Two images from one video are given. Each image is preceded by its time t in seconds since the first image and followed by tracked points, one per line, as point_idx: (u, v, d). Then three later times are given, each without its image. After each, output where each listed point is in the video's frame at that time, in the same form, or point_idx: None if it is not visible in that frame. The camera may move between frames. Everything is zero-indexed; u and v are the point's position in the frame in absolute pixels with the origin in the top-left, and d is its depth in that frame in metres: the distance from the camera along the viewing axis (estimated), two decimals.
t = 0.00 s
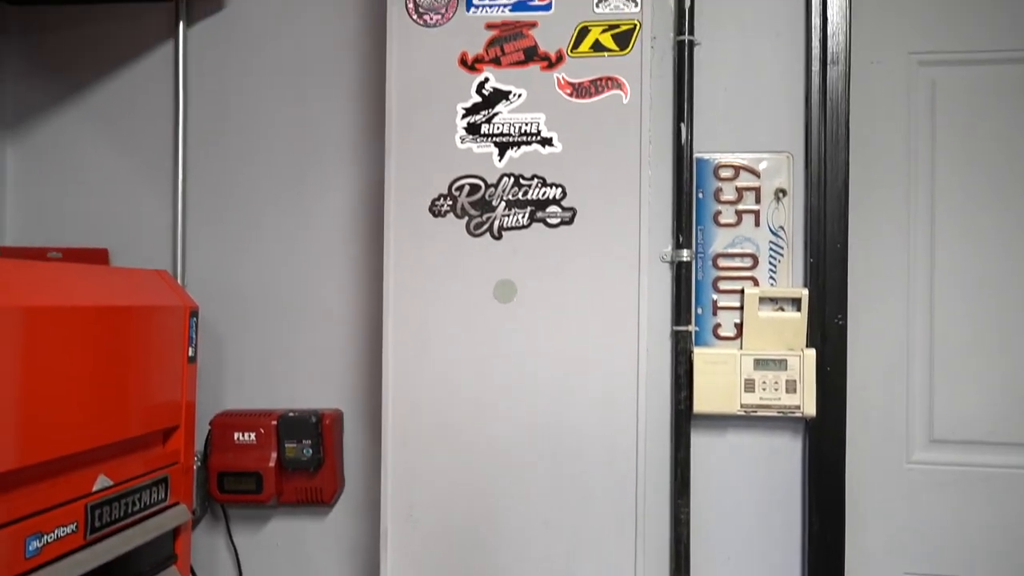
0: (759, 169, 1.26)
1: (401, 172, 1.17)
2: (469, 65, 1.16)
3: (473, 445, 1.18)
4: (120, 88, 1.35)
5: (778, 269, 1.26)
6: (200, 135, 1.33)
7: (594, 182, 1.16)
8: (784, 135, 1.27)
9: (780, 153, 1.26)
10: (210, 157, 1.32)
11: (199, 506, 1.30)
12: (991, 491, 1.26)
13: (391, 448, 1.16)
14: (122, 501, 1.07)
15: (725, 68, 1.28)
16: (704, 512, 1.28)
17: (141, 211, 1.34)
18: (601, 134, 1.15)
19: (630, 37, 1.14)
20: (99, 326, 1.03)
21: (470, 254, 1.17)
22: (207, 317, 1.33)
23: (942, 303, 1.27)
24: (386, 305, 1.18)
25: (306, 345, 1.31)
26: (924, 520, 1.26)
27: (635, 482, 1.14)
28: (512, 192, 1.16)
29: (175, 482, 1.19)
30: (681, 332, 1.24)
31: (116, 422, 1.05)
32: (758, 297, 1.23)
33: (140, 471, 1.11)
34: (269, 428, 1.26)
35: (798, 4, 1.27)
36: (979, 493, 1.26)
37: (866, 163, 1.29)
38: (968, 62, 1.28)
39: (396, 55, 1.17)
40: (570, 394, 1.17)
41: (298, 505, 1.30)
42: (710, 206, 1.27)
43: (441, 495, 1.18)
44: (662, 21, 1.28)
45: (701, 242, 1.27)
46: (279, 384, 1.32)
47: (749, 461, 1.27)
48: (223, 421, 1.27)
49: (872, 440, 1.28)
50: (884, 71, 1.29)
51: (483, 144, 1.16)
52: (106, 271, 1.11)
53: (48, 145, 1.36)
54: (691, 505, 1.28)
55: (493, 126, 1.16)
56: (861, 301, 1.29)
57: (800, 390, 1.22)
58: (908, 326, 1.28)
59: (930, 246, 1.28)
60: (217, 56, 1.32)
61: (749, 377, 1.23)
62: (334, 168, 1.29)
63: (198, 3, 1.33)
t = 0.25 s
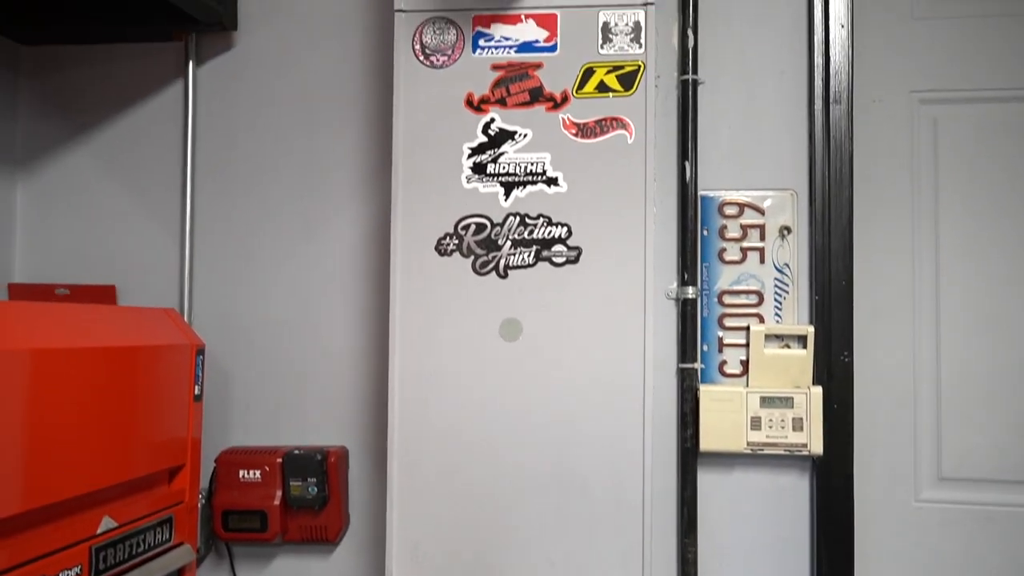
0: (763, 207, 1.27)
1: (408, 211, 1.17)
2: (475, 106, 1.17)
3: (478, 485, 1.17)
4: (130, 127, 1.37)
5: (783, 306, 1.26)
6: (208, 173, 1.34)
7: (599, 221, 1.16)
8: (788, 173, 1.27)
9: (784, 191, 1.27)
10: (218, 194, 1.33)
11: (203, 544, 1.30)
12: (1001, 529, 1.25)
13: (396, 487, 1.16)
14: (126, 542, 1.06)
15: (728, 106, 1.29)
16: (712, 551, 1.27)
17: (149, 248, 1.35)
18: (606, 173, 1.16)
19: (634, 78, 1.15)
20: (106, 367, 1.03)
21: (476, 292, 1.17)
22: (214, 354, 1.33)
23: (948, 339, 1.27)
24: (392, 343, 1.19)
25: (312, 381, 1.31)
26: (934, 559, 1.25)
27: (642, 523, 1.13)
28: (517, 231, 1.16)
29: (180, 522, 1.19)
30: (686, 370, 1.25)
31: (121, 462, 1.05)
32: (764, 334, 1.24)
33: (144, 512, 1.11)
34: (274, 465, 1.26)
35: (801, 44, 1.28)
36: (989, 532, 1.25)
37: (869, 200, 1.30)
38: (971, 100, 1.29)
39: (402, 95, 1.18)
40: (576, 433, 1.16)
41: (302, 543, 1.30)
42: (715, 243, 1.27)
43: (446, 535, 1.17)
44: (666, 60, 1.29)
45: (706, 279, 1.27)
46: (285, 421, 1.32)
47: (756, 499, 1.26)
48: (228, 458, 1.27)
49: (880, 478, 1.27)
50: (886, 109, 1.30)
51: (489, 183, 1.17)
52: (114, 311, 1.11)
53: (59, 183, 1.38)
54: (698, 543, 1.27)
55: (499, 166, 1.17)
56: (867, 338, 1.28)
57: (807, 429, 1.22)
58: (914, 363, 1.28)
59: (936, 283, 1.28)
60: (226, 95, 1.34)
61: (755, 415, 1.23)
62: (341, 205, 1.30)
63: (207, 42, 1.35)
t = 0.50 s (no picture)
0: (767, 245, 1.27)
1: (413, 252, 1.18)
2: (479, 148, 1.18)
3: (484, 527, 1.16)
4: (139, 168, 1.40)
5: (788, 344, 1.26)
6: (217, 213, 1.37)
7: (604, 261, 1.17)
8: (791, 211, 1.28)
9: (788, 229, 1.27)
10: (224, 234, 1.36)
11: None
12: (1011, 568, 1.24)
13: (402, 530, 1.15)
14: None
15: (730, 145, 1.30)
16: None
17: (155, 287, 1.37)
18: (610, 214, 1.17)
19: (637, 120, 1.16)
20: (114, 412, 1.04)
21: (481, 333, 1.18)
22: (220, 393, 1.34)
23: (954, 377, 1.27)
24: (398, 384, 1.19)
25: (319, 420, 1.32)
26: None
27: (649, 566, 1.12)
28: (522, 272, 1.17)
29: (184, 565, 1.18)
30: (692, 409, 1.25)
31: (126, 507, 1.05)
32: (770, 372, 1.23)
33: (148, 556, 1.11)
34: (278, 506, 1.25)
35: (802, 83, 1.29)
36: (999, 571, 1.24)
37: (873, 238, 1.30)
38: (973, 138, 1.30)
39: (407, 138, 1.19)
40: (582, 474, 1.16)
41: None
42: (719, 281, 1.28)
43: None
44: (669, 100, 1.31)
45: (711, 317, 1.28)
46: (291, 459, 1.32)
47: (765, 539, 1.25)
48: (233, 499, 1.27)
49: (889, 518, 1.26)
50: (888, 147, 1.31)
51: (494, 224, 1.17)
52: (123, 355, 1.12)
53: (67, 223, 1.41)
54: None
55: (504, 207, 1.17)
56: (874, 376, 1.28)
57: (814, 468, 1.21)
58: (922, 400, 1.28)
59: (942, 320, 1.28)
60: (233, 137, 1.37)
61: (762, 455, 1.22)
62: (348, 246, 1.32)
63: (215, 86, 1.38)
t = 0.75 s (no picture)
0: (770, 269, 1.27)
1: (416, 277, 1.19)
2: (482, 173, 1.18)
3: (486, 554, 1.15)
4: (144, 191, 1.43)
5: (792, 369, 1.25)
6: (223, 237, 1.39)
7: (606, 286, 1.17)
8: (794, 235, 1.28)
9: (790, 253, 1.27)
10: (227, 256, 1.39)
11: None
12: None
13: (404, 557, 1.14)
14: None
15: (732, 169, 1.30)
16: None
17: (159, 308, 1.40)
18: (613, 239, 1.17)
19: (639, 145, 1.17)
20: (117, 437, 1.04)
21: (484, 358, 1.17)
22: (221, 415, 1.36)
23: (960, 403, 1.27)
24: (400, 408, 1.19)
25: (323, 444, 1.33)
26: None
27: None
28: (525, 296, 1.17)
29: None
30: (695, 434, 1.25)
31: (127, 534, 1.05)
32: (773, 397, 1.23)
33: None
34: (281, 530, 1.25)
35: (804, 108, 1.30)
36: None
37: (876, 262, 1.30)
38: (977, 163, 1.30)
39: (411, 163, 1.20)
40: (585, 499, 1.15)
41: None
42: (722, 305, 1.28)
43: None
44: (671, 125, 1.31)
45: (714, 341, 1.27)
46: (294, 482, 1.33)
47: (769, 565, 1.24)
48: (236, 524, 1.26)
49: (895, 544, 1.25)
50: (890, 171, 1.31)
51: (496, 249, 1.18)
52: (126, 380, 1.13)
53: (73, 246, 1.44)
54: None
55: (507, 232, 1.18)
56: (878, 400, 1.28)
57: (819, 494, 1.20)
58: (926, 426, 1.27)
59: (946, 345, 1.28)
60: (238, 162, 1.40)
61: (766, 480, 1.22)
62: (352, 271, 1.34)
63: (220, 111, 1.41)
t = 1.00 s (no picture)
0: (772, 293, 1.27)
1: (418, 300, 1.19)
2: (484, 198, 1.19)
3: None
4: (147, 212, 1.44)
5: (794, 394, 1.25)
6: (225, 258, 1.40)
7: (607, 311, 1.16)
8: (796, 260, 1.28)
9: (792, 278, 1.27)
10: (230, 277, 1.39)
11: None
12: None
13: None
14: None
15: (734, 194, 1.31)
16: None
17: (160, 328, 1.40)
18: (614, 264, 1.17)
19: (640, 171, 1.17)
20: (118, 462, 1.04)
21: (484, 382, 1.17)
22: (221, 437, 1.36)
23: (963, 430, 1.27)
24: (401, 433, 1.18)
25: (324, 466, 1.33)
26: None
27: None
28: (526, 321, 1.17)
29: None
30: (697, 459, 1.24)
31: (124, 558, 1.04)
32: (775, 422, 1.23)
33: None
34: (280, 554, 1.24)
35: (805, 133, 1.30)
36: None
37: (878, 287, 1.30)
38: (978, 189, 1.30)
39: (413, 187, 1.20)
40: (586, 526, 1.14)
41: None
42: (724, 330, 1.27)
43: None
44: (673, 150, 1.32)
45: (716, 366, 1.27)
46: (294, 505, 1.33)
47: None
48: (234, 547, 1.25)
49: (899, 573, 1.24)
50: (891, 197, 1.31)
51: (498, 274, 1.18)
52: (127, 403, 1.13)
53: (75, 267, 1.45)
54: None
55: (508, 257, 1.18)
56: (880, 427, 1.28)
57: (821, 520, 1.19)
58: (929, 452, 1.27)
59: (948, 372, 1.28)
60: (241, 184, 1.41)
61: (768, 506, 1.21)
62: (354, 293, 1.35)
63: (224, 133, 1.43)
